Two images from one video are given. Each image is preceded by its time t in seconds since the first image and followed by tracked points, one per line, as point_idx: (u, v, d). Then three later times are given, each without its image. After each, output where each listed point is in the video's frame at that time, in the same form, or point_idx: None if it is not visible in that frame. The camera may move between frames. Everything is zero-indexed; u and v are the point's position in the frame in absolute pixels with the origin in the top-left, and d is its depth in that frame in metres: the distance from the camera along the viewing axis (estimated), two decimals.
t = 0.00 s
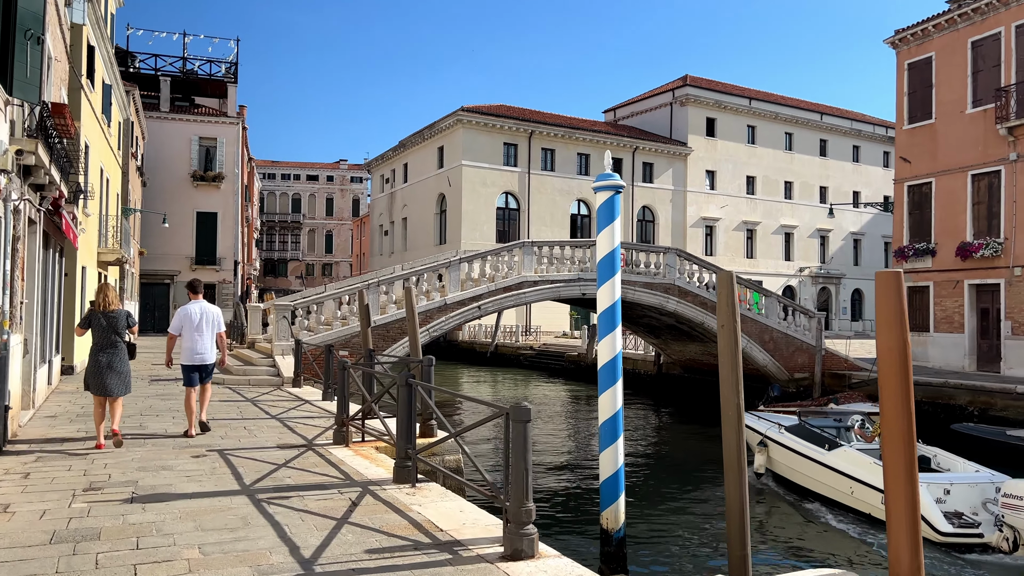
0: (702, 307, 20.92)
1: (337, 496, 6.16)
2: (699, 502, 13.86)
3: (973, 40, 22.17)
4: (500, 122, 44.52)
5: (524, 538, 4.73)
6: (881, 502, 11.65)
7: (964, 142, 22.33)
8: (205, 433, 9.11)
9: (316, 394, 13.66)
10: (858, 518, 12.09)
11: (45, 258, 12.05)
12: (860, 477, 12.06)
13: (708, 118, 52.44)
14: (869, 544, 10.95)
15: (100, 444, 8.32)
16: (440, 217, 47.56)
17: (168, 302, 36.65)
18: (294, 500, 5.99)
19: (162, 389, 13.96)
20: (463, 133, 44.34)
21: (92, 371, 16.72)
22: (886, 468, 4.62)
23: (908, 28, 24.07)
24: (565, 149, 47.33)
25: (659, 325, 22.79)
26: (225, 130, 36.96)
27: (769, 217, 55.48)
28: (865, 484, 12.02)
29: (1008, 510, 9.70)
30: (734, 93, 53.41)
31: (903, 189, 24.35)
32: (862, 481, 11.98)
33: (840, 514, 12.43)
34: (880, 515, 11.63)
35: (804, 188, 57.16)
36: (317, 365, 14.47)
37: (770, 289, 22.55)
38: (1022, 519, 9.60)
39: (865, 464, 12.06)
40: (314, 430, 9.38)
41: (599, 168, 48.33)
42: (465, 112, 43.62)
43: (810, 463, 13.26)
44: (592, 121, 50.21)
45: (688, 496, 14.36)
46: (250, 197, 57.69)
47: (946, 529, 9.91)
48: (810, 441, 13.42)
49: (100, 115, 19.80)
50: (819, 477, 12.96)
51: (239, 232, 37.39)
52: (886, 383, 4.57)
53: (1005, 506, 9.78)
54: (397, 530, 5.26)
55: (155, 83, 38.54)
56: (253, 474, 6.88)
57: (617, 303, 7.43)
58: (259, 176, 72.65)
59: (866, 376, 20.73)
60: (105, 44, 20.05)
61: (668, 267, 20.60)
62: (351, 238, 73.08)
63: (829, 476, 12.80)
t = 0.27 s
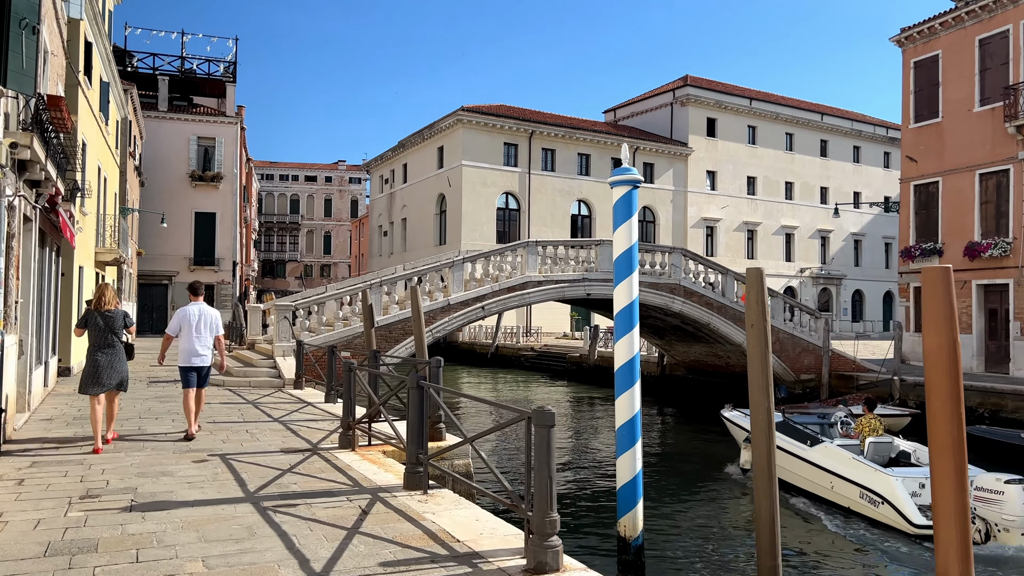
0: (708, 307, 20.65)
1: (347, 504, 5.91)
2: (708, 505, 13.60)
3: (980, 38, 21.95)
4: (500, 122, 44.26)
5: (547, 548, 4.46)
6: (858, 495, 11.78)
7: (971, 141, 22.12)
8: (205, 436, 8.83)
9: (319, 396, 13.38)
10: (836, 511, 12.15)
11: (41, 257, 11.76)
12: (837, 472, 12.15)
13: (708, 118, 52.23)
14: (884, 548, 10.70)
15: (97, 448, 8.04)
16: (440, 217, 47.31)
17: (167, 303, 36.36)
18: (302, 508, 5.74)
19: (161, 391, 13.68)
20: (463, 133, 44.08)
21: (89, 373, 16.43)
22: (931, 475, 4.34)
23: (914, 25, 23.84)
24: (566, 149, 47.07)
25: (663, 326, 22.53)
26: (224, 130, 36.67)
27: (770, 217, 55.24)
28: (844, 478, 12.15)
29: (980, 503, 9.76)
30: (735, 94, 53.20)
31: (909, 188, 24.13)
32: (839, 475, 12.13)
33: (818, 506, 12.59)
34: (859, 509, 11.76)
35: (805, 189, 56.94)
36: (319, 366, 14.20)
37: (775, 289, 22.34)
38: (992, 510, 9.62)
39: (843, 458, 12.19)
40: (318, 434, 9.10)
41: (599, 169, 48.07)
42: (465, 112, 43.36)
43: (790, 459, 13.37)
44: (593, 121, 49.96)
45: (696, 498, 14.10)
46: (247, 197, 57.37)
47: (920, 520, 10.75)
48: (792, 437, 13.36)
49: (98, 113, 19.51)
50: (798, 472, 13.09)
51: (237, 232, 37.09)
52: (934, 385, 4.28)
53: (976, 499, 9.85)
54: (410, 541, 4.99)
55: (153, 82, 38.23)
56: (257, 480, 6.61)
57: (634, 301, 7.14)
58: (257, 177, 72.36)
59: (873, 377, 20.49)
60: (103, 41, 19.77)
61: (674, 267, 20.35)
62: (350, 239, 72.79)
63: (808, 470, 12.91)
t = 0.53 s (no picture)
0: (713, 307, 20.37)
1: (353, 516, 5.60)
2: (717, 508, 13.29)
3: (988, 35, 21.68)
4: (500, 120, 43.93)
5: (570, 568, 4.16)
6: (838, 491, 12.07)
7: (979, 139, 21.88)
8: (203, 441, 8.51)
9: (320, 398, 13.07)
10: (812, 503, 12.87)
11: (34, 256, 11.43)
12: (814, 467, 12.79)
13: (708, 116, 51.94)
14: (903, 555, 10.40)
15: (91, 454, 7.73)
16: (439, 216, 46.98)
17: (163, 303, 35.99)
18: (306, 521, 5.42)
19: (157, 393, 13.35)
20: (462, 132, 43.73)
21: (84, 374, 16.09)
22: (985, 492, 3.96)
23: (920, 22, 23.56)
24: (566, 148, 46.75)
25: (667, 326, 22.23)
26: (221, 128, 36.29)
27: (771, 216, 54.98)
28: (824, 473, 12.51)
29: (955, 497, 10.59)
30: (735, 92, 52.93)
31: (915, 187, 23.87)
32: (819, 471, 12.40)
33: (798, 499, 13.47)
34: (838, 504, 12.06)
35: (805, 188, 56.69)
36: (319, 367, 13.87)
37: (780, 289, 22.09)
38: (964, 504, 10.45)
39: (823, 454, 12.52)
40: (320, 439, 8.78)
41: (600, 168, 47.75)
42: (464, 110, 43.02)
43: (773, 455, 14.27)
44: (593, 120, 49.66)
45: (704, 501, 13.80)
46: (244, 196, 56.93)
47: (894, 514, 10.95)
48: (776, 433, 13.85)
49: (93, 109, 19.14)
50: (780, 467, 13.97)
51: (235, 231, 36.71)
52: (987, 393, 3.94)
53: (951, 494, 10.69)
54: (423, 557, 4.68)
55: (149, 80, 37.83)
56: (258, 490, 6.30)
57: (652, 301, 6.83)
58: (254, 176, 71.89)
59: (881, 378, 20.22)
60: (98, 36, 19.42)
61: (679, 266, 20.06)
62: (347, 239, 72.35)
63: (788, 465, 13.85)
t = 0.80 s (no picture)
0: (720, 308, 20.09)
1: (364, 528, 5.32)
2: (730, 510, 13.01)
3: (997, 32, 21.44)
4: (500, 120, 43.65)
5: None
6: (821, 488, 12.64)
7: (988, 138, 21.64)
8: (204, 446, 8.21)
9: (322, 401, 12.77)
10: (798, 499, 13.27)
11: (29, 255, 11.15)
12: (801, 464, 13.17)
13: (710, 116, 51.67)
14: (923, 562, 10.13)
15: (88, 460, 7.44)
16: (440, 217, 46.71)
17: (162, 304, 35.68)
18: (314, 534, 5.13)
19: (155, 396, 13.05)
20: (463, 131, 43.45)
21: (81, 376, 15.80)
22: None
23: (928, 19, 23.31)
24: (567, 148, 46.48)
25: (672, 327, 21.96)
26: (220, 128, 35.98)
27: (773, 217, 54.71)
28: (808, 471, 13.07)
29: (933, 493, 10.80)
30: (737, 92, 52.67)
31: (923, 186, 23.62)
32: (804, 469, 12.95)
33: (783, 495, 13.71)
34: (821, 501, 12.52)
35: (807, 188, 56.47)
36: (321, 368, 13.56)
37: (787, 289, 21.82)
38: (942, 500, 10.64)
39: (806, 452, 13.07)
40: (324, 445, 8.48)
41: (601, 168, 47.47)
42: (465, 110, 42.74)
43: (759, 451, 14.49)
44: (594, 120, 49.37)
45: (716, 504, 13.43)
46: (244, 197, 56.60)
47: (874, 509, 10.99)
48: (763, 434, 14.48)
49: (91, 108, 18.85)
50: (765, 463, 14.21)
51: (234, 232, 36.41)
52: None
53: (928, 489, 10.90)
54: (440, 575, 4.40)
55: (148, 80, 37.53)
56: (263, 500, 6.02)
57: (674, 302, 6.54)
58: (254, 177, 71.58)
59: (890, 379, 19.95)
60: (97, 33, 19.12)
61: (685, 266, 19.78)
62: (347, 240, 72.02)
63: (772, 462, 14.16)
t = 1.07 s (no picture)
0: (727, 308, 19.79)
1: (375, 542, 5.01)
2: (740, 515, 12.71)
3: (1007, 28, 21.17)
4: (501, 118, 43.33)
5: None
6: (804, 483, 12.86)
7: (998, 135, 21.40)
8: (204, 451, 7.91)
9: (325, 404, 12.47)
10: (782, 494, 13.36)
11: (23, 253, 10.83)
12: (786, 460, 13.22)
13: (712, 115, 51.36)
14: (942, 568, 9.85)
15: (84, 466, 7.14)
16: (440, 216, 46.39)
17: (160, 304, 35.35)
18: (323, 549, 4.82)
19: (153, 398, 12.74)
20: (463, 130, 43.12)
21: (78, 378, 15.49)
22: None
23: (936, 16, 23.03)
24: (568, 146, 46.17)
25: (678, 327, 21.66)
26: (219, 125, 35.63)
27: (774, 216, 54.42)
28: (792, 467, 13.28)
29: (912, 488, 10.68)
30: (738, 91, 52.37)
31: (931, 184, 23.35)
32: (789, 465, 13.18)
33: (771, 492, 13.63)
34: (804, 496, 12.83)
35: (809, 187, 56.21)
36: (323, 369, 13.26)
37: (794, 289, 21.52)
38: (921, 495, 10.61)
39: (792, 449, 13.32)
40: (329, 450, 8.18)
41: (603, 166, 47.13)
42: (466, 108, 42.42)
43: (748, 448, 14.44)
44: (595, 118, 49.06)
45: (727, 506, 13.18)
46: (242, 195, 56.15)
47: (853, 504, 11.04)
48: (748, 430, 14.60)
49: (87, 103, 18.52)
50: (752, 460, 14.20)
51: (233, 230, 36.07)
52: None
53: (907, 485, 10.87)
54: None
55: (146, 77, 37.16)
56: (267, 510, 5.71)
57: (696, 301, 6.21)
58: (252, 175, 71.19)
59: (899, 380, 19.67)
60: (93, 28, 18.78)
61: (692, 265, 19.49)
62: (346, 239, 71.63)
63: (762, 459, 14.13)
